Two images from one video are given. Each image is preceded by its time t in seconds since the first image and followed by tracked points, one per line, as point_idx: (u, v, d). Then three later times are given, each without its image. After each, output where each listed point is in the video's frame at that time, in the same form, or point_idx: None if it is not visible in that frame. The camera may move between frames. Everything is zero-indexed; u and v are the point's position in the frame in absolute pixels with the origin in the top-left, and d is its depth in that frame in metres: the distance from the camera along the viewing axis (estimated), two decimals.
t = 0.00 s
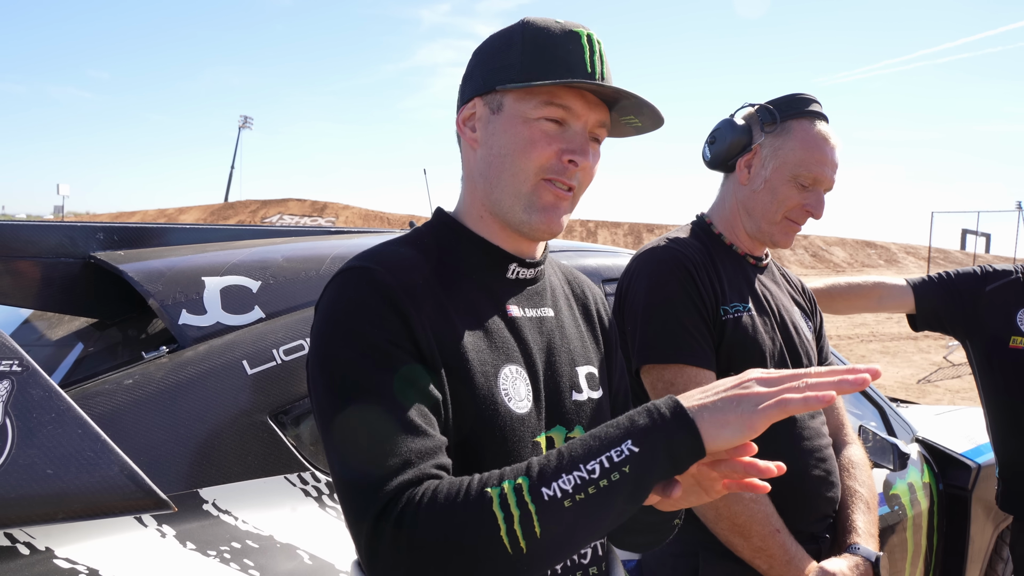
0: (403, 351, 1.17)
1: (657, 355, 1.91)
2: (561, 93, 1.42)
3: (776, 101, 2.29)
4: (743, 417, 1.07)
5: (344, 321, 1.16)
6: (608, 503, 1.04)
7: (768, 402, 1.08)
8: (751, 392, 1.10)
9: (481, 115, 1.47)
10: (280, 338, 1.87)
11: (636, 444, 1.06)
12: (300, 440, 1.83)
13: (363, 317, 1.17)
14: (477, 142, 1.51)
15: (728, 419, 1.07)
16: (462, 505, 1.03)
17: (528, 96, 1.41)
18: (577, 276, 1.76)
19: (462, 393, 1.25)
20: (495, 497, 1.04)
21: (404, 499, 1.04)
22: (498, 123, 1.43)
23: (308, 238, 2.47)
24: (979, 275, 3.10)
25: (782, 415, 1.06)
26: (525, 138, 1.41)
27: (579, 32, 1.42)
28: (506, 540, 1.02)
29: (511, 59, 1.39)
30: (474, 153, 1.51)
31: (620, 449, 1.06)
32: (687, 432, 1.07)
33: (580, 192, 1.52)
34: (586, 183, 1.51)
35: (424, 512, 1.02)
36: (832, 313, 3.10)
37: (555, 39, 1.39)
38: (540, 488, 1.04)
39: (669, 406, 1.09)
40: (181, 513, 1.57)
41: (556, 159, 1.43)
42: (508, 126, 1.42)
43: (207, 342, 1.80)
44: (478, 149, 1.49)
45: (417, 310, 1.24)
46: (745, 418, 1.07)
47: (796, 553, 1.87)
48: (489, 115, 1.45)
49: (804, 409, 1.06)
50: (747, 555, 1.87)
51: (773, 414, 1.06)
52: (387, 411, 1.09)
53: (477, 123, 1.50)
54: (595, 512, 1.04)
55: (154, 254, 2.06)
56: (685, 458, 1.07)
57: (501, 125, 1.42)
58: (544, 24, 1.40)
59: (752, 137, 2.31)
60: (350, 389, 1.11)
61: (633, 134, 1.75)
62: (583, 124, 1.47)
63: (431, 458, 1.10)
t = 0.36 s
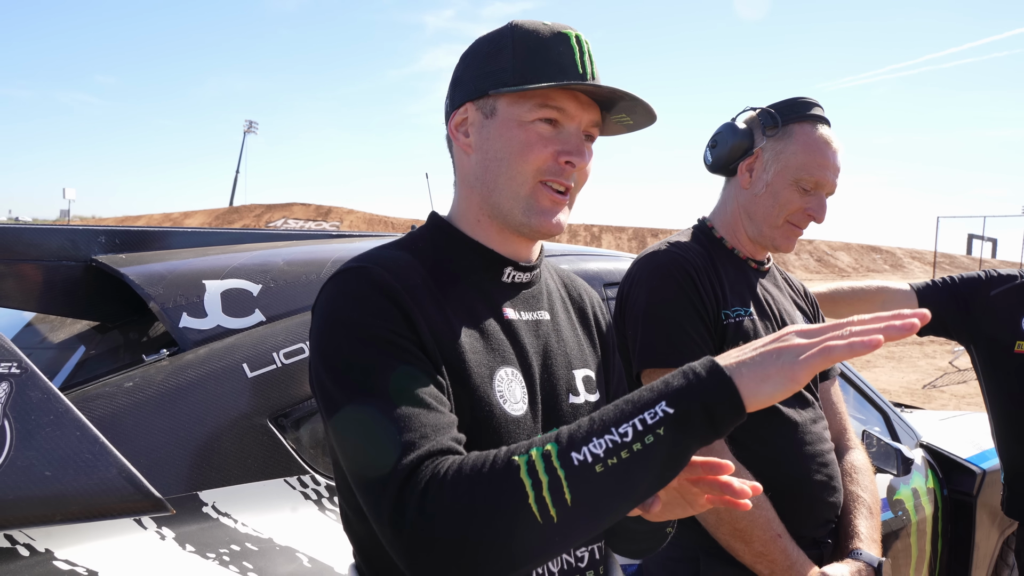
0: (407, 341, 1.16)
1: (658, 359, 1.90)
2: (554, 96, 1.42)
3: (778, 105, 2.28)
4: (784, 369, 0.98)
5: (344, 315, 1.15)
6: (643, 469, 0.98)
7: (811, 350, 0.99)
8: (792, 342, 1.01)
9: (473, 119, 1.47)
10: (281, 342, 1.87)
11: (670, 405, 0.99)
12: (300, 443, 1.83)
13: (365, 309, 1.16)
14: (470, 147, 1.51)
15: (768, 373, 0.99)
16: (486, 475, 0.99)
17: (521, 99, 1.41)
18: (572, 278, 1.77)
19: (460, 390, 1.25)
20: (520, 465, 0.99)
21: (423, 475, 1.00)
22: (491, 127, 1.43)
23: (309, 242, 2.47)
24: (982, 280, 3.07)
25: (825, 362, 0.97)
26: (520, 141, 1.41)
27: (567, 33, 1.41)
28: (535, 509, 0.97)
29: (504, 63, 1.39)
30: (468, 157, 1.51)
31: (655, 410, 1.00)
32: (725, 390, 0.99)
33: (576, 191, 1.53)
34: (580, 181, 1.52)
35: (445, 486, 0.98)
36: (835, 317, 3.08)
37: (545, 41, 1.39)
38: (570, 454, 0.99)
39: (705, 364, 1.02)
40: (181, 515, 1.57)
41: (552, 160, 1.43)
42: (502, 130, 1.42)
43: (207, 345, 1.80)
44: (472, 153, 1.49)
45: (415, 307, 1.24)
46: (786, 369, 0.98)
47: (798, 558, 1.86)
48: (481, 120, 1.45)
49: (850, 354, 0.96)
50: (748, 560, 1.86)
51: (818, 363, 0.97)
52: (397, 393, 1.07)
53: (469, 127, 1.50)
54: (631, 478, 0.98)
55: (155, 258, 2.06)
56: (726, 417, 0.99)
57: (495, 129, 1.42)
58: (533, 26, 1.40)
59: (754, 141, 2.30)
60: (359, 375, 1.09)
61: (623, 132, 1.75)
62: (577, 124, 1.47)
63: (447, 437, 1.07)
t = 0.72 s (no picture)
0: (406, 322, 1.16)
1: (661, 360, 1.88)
2: (540, 95, 1.41)
3: (776, 102, 2.27)
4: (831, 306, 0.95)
5: (341, 301, 1.15)
6: (678, 417, 0.94)
7: (858, 286, 0.96)
8: (838, 282, 0.98)
9: (462, 121, 1.47)
10: (281, 343, 1.86)
11: (706, 351, 0.96)
12: (300, 445, 1.82)
13: (363, 293, 1.17)
14: (460, 150, 1.51)
15: (815, 313, 0.96)
16: (508, 426, 0.96)
17: (507, 100, 1.40)
18: (570, 280, 1.76)
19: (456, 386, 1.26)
20: (547, 413, 0.97)
21: (436, 428, 0.98)
22: (479, 130, 1.43)
23: (311, 243, 2.47)
24: (988, 281, 3.05)
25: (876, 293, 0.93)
26: (508, 142, 1.41)
27: (551, 30, 1.40)
28: (560, 455, 0.95)
29: (487, 64, 1.39)
30: (459, 160, 1.51)
31: (691, 357, 0.96)
32: (770, 341, 0.95)
33: (570, 190, 1.52)
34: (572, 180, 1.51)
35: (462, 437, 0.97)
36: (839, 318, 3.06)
37: (529, 40, 1.37)
38: (599, 400, 0.96)
39: (749, 314, 0.98)
40: (180, 517, 1.57)
41: (541, 159, 1.42)
42: (490, 131, 1.41)
43: (208, 346, 1.80)
44: (463, 155, 1.49)
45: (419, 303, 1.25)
46: (833, 306, 0.95)
47: (801, 561, 1.84)
48: (470, 122, 1.45)
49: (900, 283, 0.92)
50: (752, 562, 1.84)
51: (867, 295, 0.94)
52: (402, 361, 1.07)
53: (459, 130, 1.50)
54: (665, 427, 0.94)
55: (156, 259, 2.06)
56: (767, 367, 0.95)
57: (483, 130, 1.42)
58: (518, 25, 1.39)
59: (750, 138, 2.32)
60: (363, 347, 1.09)
61: (616, 126, 1.73)
62: (565, 123, 1.46)
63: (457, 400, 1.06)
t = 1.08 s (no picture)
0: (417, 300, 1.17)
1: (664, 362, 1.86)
2: (524, 97, 1.40)
3: (777, 105, 2.26)
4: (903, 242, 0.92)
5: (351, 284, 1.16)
6: (726, 358, 0.90)
7: (930, 220, 0.93)
8: (908, 219, 0.96)
9: (451, 129, 1.47)
10: (284, 345, 1.86)
11: (760, 294, 0.92)
12: (303, 447, 1.82)
13: (379, 276, 1.18)
14: (451, 157, 1.51)
15: (884, 251, 0.93)
16: (541, 370, 0.96)
17: (493, 105, 1.40)
18: (570, 281, 1.76)
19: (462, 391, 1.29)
20: (583, 356, 0.95)
21: (461, 378, 0.98)
22: (467, 137, 1.43)
23: (314, 245, 2.47)
24: (992, 284, 3.07)
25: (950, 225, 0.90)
26: (496, 147, 1.40)
27: (532, 29, 1.39)
28: (595, 392, 0.92)
29: (470, 71, 1.38)
30: (452, 168, 1.52)
31: (743, 299, 0.92)
32: (831, 289, 0.90)
33: (563, 188, 1.52)
34: (564, 178, 1.50)
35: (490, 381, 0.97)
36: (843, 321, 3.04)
37: (510, 41, 1.36)
38: (641, 338, 0.93)
39: (813, 260, 0.93)
40: (182, 520, 1.56)
41: (531, 161, 1.42)
42: (478, 138, 1.41)
43: (209, 349, 1.79)
44: (455, 163, 1.49)
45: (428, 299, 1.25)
46: (904, 242, 0.92)
47: (805, 563, 1.83)
48: (458, 129, 1.45)
49: (977, 212, 0.90)
50: (755, 565, 1.83)
51: (942, 228, 0.91)
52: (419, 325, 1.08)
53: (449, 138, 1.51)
54: (712, 366, 0.89)
55: (159, 262, 2.06)
56: (826, 315, 0.89)
57: (472, 137, 1.42)
58: (498, 27, 1.38)
59: (751, 141, 2.32)
60: (381, 312, 1.09)
61: (605, 119, 1.71)
62: (552, 123, 1.45)
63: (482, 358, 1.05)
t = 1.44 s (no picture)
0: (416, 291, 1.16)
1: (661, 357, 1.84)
2: (498, 91, 1.39)
3: (774, 100, 2.27)
4: (906, 220, 0.89)
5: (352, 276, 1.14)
6: (727, 341, 0.86)
7: (932, 198, 0.89)
8: (912, 201, 0.92)
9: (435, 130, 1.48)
10: (282, 340, 1.86)
11: (761, 276, 0.89)
12: (300, 443, 1.82)
13: (382, 269, 1.18)
14: (438, 158, 1.52)
15: (888, 230, 0.89)
16: (537, 354, 0.93)
17: (469, 103, 1.39)
18: (564, 276, 1.77)
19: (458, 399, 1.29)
20: (582, 341, 0.92)
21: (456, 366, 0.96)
22: (448, 137, 1.43)
23: (311, 241, 2.46)
24: (989, 279, 3.05)
25: (952, 201, 0.87)
26: (476, 144, 1.40)
27: (505, 23, 1.37)
28: (595, 374, 0.89)
29: (446, 71, 1.38)
30: (440, 168, 1.52)
31: (745, 281, 0.89)
32: (833, 272, 0.87)
33: (549, 178, 1.51)
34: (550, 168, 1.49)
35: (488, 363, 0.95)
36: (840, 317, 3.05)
37: (481, 35, 1.35)
38: (641, 323, 0.91)
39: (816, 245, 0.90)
40: (180, 515, 1.56)
41: (511, 155, 1.41)
42: (458, 138, 1.42)
43: (207, 344, 1.79)
44: (442, 164, 1.50)
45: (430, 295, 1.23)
46: (905, 221, 0.88)
47: (801, 558, 1.84)
48: (441, 129, 1.45)
49: (979, 186, 0.86)
50: (752, 560, 1.84)
51: (943, 205, 0.87)
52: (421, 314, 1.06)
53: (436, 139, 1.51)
54: (711, 349, 0.86)
55: (156, 257, 2.06)
56: (825, 299, 0.87)
57: (452, 137, 1.42)
58: (470, 22, 1.37)
59: (748, 137, 2.32)
60: (382, 299, 1.08)
61: (590, 104, 1.68)
62: (532, 114, 1.43)
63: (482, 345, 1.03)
